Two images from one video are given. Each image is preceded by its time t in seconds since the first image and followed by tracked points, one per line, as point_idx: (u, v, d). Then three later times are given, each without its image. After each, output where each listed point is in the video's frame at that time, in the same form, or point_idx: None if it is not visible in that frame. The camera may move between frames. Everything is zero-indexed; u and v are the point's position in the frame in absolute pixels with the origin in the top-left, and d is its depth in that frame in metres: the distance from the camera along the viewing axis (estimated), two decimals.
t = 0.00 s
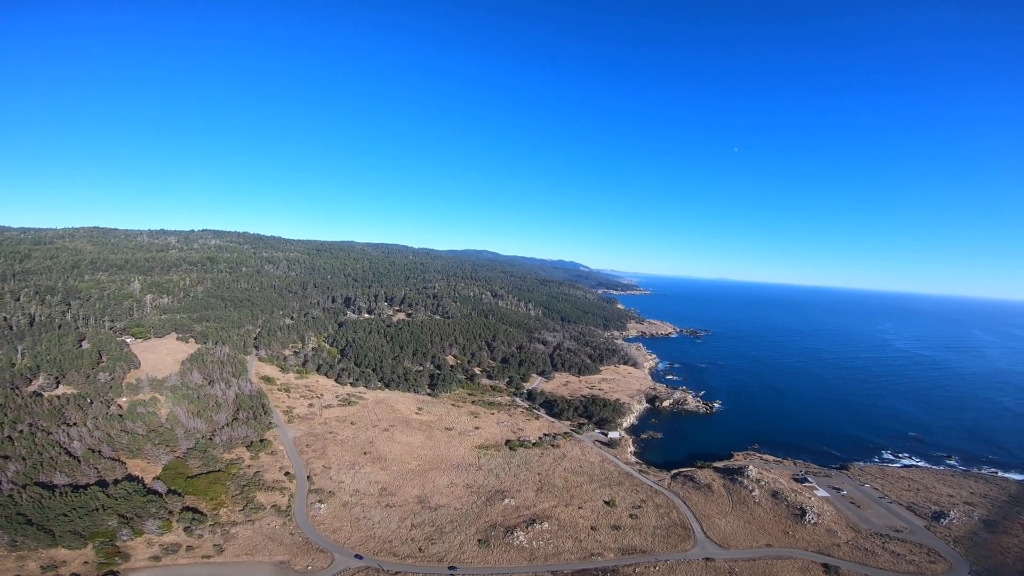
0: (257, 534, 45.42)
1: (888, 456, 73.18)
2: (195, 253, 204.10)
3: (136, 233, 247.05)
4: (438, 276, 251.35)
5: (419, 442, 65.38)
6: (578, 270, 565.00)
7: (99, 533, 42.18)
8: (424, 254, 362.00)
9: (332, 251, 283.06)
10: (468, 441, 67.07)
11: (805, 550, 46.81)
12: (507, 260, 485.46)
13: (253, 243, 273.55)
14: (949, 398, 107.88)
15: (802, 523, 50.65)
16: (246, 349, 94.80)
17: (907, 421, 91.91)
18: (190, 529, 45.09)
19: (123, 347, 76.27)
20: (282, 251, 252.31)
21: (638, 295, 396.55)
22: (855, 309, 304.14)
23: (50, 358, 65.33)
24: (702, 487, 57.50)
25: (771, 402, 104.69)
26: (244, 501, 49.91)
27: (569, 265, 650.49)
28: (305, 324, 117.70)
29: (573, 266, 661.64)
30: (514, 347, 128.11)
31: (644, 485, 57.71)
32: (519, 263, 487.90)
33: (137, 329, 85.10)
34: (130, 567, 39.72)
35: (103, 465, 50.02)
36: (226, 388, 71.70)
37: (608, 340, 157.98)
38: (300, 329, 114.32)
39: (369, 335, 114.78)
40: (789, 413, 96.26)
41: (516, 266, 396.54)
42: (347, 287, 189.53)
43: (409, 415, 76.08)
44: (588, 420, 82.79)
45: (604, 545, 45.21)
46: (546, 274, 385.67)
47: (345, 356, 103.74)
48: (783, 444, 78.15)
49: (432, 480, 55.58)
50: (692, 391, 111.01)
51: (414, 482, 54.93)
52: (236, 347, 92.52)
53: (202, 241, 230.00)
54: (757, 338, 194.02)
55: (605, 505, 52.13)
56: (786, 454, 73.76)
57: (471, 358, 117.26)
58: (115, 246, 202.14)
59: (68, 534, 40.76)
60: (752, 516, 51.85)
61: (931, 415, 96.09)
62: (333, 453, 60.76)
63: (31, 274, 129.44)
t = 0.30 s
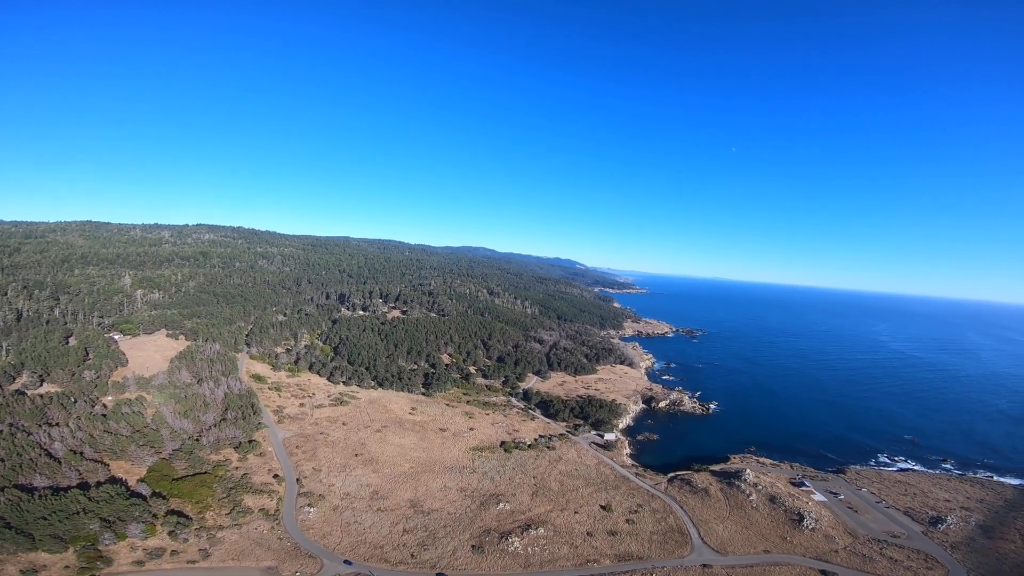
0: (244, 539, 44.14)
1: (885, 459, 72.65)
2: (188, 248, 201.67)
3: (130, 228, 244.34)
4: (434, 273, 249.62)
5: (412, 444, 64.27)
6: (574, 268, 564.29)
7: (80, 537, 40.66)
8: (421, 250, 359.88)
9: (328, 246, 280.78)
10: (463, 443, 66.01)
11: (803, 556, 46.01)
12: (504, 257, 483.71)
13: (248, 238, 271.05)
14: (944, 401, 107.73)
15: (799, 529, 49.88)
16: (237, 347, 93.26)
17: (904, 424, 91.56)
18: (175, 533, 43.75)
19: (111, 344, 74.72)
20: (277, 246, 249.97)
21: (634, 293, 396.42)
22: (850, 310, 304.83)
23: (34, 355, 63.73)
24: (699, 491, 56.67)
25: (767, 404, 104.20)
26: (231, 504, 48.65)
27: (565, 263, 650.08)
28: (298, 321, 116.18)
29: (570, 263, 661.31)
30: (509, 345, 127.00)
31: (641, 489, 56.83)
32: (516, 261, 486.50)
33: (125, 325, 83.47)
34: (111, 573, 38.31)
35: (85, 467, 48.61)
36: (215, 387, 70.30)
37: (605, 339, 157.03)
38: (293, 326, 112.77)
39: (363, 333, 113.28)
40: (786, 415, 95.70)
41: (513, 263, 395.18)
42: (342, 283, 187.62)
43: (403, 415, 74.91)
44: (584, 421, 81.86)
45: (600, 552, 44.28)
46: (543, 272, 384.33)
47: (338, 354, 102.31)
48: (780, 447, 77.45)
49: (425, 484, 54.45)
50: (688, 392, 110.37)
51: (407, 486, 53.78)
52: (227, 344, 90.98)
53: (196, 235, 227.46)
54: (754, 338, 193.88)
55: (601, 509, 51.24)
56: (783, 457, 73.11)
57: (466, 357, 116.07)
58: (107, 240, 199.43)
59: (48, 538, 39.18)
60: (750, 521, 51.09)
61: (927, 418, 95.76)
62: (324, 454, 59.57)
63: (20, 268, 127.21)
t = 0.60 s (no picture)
0: (232, 546, 42.89)
1: (882, 460, 72.46)
2: (179, 245, 198.66)
3: (120, 224, 240.64)
4: (429, 270, 247.85)
5: (406, 446, 63.18)
6: (570, 265, 563.73)
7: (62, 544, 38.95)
8: (416, 248, 357.51)
9: (321, 243, 277.94)
10: (457, 445, 64.98)
11: (803, 560, 45.44)
12: (499, 254, 482.00)
13: (240, 234, 267.80)
14: (938, 401, 107.82)
15: (799, 532, 49.29)
16: (227, 347, 91.59)
17: (899, 425, 91.52)
18: (161, 539, 42.36)
19: (97, 343, 73.03)
20: (270, 243, 246.95)
21: (629, 291, 396.68)
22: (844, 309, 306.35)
23: (16, 355, 61.99)
24: (697, 494, 56.04)
25: (763, 404, 103.94)
26: (218, 509, 47.37)
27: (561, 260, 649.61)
28: (290, 319, 114.46)
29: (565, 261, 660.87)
30: (505, 344, 125.96)
31: (638, 492, 56.13)
32: (511, 258, 484.89)
33: (112, 325, 81.67)
34: None
35: (67, 471, 47.14)
36: (204, 388, 68.81)
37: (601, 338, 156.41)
38: (285, 325, 111.08)
39: (356, 332, 111.77)
40: (782, 415, 95.46)
41: (508, 261, 393.81)
42: (336, 281, 185.53)
43: (396, 416, 73.73)
44: (580, 421, 81.07)
45: (598, 558, 43.44)
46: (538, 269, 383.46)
47: (331, 354, 100.80)
48: (777, 448, 77.11)
49: (419, 488, 53.41)
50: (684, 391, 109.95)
51: (400, 490, 52.71)
52: (216, 344, 89.18)
53: (187, 232, 224.53)
54: (749, 337, 193.96)
55: (598, 513, 50.47)
56: (780, 458, 72.70)
57: (461, 356, 114.93)
58: (96, 237, 196.03)
59: (30, 545, 37.19)
60: (748, 524, 50.52)
61: (922, 418, 95.91)
62: (315, 458, 58.35)
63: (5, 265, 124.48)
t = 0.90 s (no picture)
0: (220, 554, 41.43)
1: (878, 460, 72.19)
2: (168, 244, 195.41)
3: (108, 223, 236.53)
4: (423, 269, 245.99)
5: (399, 450, 61.88)
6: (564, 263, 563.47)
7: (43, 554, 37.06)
8: (410, 246, 355.14)
9: (314, 242, 274.94)
10: (451, 448, 63.78)
11: (804, 564, 44.74)
12: (493, 253, 480.06)
13: (231, 233, 264.24)
14: (931, 399, 108.10)
15: (799, 535, 48.69)
16: (215, 349, 89.69)
17: (894, 423, 91.58)
18: (146, 548, 40.69)
19: (80, 345, 70.98)
20: (261, 241, 243.82)
21: (623, 289, 396.95)
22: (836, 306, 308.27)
23: None
24: (696, 496, 55.26)
25: (759, 403, 103.69)
26: (205, 517, 45.86)
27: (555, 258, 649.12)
28: (281, 320, 112.52)
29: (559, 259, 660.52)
30: (499, 344, 124.80)
31: (636, 495, 55.26)
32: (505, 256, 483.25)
33: (97, 326, 79.52)
34: None
35: (47, 478, 45.32)
36: (190, 391, 67.05)
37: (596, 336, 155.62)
38: (275, 326, 109.14)
39: (348, 332, 110.09)
40: (778, 414, 95.20)
41: (503, 259, 392.27)
42: (328, 280, 183.22)
43: (389, 419, 72.33)
44: (575, 422, 80.12)
45: (597, 563, 42.46)
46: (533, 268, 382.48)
47: (322, 355, 99.07)
48: (773, 448, 76.66)
49: (413, 493, 52.18)
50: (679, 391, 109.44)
51: (393, 496, 51.45)
52: (204, 345, 87.24)
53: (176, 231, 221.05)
54: (743, 334, 194.26)
55: (596, 517, 49.54)
56: (777, 458, 72.21)
57: (455, 356, 113.62)
58: (83, 236, 192.20)
59: (8, 553, 35.29)
60: (748, 527, 49.82)
61: (917, 417, 96.04)
62: (305, 462, 56.92)
63: None
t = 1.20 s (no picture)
0: (208, 566, 39.72)
1: (876, 456, 72.01)
2: (154, 245, 191.39)
3: (93, 224, 231.61)
4: (415, 268, 243.74)
5: (392, 454, 60.39)
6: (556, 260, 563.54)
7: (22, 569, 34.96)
8: (401, 245, 352.50)
9: (304, 242, 271.44)
10: (446, 451, 62.43)
11: (808, 565, 44.04)
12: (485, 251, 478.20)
13: (219, 234, 259.92)
14: (924, 393, 108.68)
15: (801, 534, 48.08)
16: (202, 352, 87.42)
17: (888, 418, 91.80)
18: (132, 560, 38.79)
19: (60, 351, 68.51)
20: (250, 242, 240.00)
21: (616, 285, 397.39)
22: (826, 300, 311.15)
23: None
24: (696, 496, 54.48)
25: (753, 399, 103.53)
26: (193, 527, 44.11)
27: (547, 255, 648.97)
28: (269, 322, 110.19)
29: (551, 256, 660.40)
30: (492, 343, 123.47)
31: (636, 496, 54.39)
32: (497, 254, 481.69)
33: (77, 331, 76.93)
34: None
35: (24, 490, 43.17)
36: (175, 397, 64.97)
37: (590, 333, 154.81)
38: (263, 328, 106.83)
39: (338, 333, 108.12)
40: (773, 410, 95.06)
41: (495, 257, 390.87)
42: (318, 280, 180.59)
43: (381, 422, 70.77)
44: (571, 422, 79.12)
45: (598, 569, 41.41)
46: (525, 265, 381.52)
47: (312, 357, 97.07)
48: (770, 445, 76.25)
49: (408, 499, 50.77)
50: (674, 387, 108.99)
51: (387, 502, 50.02)
52: (191, 350, 84.94)
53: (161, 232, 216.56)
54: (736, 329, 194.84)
55: (596, 521, 48.52)
56: (774, 455, 71.79)
57: (448, 356, 112.11)
58: (66, 239, 187.70)
59: None
60: (750, 527, 49.09)
61: (910, 411, 96.42)
62: (296, 469, 55.28)
63: None
